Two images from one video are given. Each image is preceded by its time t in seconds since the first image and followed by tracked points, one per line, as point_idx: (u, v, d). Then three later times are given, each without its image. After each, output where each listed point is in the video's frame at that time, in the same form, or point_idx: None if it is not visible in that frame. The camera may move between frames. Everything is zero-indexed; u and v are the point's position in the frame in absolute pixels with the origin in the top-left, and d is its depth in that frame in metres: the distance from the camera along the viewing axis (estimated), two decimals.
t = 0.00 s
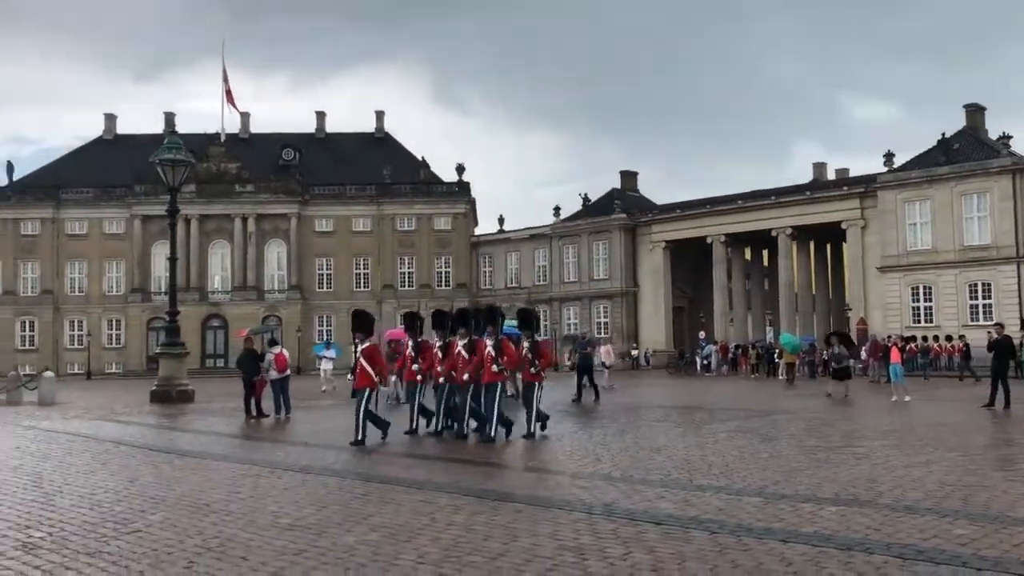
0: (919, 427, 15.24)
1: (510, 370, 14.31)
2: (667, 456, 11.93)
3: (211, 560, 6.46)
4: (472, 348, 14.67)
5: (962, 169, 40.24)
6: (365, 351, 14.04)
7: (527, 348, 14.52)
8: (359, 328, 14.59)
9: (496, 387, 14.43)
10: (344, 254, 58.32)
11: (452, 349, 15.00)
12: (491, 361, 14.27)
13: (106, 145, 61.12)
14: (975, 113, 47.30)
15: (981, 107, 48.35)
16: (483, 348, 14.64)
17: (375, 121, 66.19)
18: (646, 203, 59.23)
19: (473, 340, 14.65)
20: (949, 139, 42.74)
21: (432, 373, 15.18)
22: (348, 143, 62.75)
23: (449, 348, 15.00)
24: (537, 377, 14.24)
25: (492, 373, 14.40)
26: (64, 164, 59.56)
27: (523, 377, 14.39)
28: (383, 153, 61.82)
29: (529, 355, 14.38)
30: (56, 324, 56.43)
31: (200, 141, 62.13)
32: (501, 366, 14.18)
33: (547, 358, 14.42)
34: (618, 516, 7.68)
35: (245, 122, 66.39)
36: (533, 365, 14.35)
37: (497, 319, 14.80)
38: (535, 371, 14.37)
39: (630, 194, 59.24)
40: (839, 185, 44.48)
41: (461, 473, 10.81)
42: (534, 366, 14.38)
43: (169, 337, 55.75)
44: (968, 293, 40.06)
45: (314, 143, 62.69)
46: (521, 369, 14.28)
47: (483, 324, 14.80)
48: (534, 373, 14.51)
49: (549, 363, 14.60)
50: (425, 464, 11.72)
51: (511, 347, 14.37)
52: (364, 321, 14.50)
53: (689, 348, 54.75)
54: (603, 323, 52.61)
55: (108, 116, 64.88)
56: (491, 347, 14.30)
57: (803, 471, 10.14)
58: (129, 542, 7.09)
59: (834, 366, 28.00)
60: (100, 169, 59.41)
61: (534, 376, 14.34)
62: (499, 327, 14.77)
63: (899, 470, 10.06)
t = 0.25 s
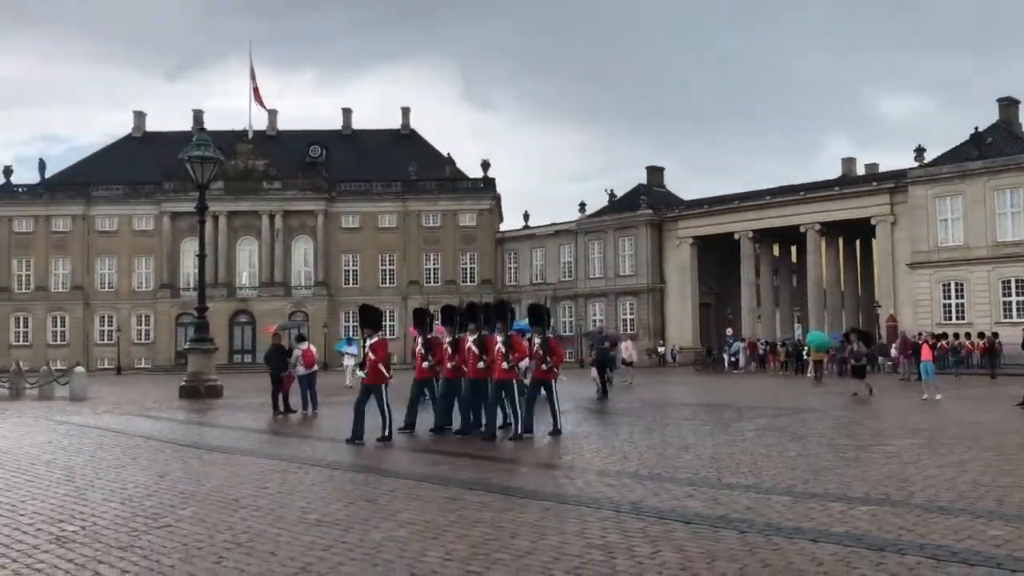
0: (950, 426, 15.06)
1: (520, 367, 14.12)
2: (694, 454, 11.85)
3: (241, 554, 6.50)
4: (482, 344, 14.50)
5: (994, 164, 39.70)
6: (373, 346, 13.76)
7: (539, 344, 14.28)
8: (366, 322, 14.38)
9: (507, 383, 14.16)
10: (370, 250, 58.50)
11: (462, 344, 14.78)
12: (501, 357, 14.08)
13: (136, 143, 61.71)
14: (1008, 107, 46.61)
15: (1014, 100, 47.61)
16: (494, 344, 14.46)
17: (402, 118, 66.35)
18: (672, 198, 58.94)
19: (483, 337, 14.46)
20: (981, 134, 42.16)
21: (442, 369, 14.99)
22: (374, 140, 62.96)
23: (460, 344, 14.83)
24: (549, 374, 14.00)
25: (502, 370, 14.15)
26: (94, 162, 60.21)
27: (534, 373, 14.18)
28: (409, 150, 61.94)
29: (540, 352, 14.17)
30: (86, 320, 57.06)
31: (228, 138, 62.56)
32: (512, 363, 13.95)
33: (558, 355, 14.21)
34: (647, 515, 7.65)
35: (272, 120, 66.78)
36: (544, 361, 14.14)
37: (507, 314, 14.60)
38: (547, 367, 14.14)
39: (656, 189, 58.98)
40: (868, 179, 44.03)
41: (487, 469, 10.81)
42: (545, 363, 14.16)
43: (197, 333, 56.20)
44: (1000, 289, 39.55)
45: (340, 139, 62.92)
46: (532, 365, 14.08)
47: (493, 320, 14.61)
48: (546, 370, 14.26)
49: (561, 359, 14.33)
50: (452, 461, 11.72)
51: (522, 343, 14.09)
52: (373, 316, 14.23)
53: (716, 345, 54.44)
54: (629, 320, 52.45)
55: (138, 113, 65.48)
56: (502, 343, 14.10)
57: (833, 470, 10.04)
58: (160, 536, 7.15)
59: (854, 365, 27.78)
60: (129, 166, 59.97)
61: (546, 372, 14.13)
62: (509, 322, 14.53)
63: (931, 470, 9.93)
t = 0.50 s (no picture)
0: (971, 422, 14.93)
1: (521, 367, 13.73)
2: (713, 452, 11.79)
3: (263, 554, 6.50)
4: (483, 344, 14.09)
5: (1014, 158, 39.36)
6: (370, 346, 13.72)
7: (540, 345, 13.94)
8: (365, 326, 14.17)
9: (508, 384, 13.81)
10: (387, 250, 58.64)
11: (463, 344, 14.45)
12: (502, 357, 13.70)
13: (153, 145, 62.06)
14: None
15: None
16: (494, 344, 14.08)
17: (417, 117, 66.41)
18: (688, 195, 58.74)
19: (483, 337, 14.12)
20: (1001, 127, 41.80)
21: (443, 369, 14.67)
22: (390, 139, 63.05)
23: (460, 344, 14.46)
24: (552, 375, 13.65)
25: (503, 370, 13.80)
26: (112, 164, 60.58)
27: (535, 374, 13.82)
28: (425, 149, 62.02)
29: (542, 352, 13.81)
30: (105, 321, 57.44)
31: (245, 139, 62.81)
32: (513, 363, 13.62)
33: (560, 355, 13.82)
34: (667, 513, 7.62)
35: (288, 120, 66.99)
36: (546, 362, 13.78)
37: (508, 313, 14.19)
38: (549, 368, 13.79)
39: (672, 186, 58.78)
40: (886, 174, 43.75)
41: (506, 467, 10.80)
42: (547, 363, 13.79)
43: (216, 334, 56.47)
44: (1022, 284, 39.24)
45: (356, 139, 63.08)
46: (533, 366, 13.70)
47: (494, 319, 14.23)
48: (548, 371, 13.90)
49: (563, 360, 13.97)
50: (470, 459, 11.70)
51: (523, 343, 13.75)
52: (371, 318, 14.19)
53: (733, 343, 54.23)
54: (646, 317, 52.32)
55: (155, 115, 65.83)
56: (502, 343, 13.73)
57: (854, 467, 9.98)
58: (181, 536, 7.17)
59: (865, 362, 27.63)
60: (147, 168, 60.30)
61: (548, 373, 13.75)
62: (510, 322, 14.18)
63: (953, 467, 9.86)
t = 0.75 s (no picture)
0: (982, 418, 14.86)
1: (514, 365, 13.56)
2: (722, 450, 11.76)
3: (272, 553, 6.51)
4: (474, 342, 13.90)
5: None
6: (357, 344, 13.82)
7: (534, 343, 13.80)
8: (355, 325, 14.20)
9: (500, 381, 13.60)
10: (395, 249, 58.68)
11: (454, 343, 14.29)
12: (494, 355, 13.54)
13: (161, 146, 62.22)
14: None
15: None
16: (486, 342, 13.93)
17: (424, 116, 66.43)
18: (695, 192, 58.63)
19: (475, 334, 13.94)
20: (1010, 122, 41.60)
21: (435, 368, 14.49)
22: (397, 139, 63.11)
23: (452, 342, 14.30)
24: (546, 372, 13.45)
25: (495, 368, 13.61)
26: (121, 165, 60.76)
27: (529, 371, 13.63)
28: (432, 148, 62.03)
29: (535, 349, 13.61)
30: (114, 322, 57.59)
31: (252, 139, 62.93)
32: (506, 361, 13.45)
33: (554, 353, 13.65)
34: (677, 511, 7.61)
35: (295, 120, 67.06)
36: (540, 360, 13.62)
37: (501, 311, 14.02)
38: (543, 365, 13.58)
39: (680, 183, 58.67)
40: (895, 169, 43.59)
41: (515, 466, 10.80)
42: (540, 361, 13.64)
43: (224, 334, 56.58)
44: None
45: (363, 139, 63.13)
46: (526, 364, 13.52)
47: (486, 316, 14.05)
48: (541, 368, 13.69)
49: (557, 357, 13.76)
50: (479, 458, 11.69)
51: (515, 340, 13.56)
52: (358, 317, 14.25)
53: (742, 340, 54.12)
54: (655, 314, 52.25)
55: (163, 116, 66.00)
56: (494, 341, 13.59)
57: (864, 464, 9.94)
58: (190, 536, 7.19)
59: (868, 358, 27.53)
60: (155, 169, 60.46)
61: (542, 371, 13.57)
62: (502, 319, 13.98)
63: (964, 463, 9.81)
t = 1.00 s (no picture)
0: (984, 416, 14.88)
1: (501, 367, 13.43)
2: (724, 448, 11.77)
3: (274, 553, 6.52)
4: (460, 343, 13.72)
5: None
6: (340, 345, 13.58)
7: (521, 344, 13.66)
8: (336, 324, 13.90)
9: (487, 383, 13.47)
10: (396, 248, 58.70)
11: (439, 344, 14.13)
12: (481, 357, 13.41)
13: (162, 145, 62.25)
14: None
15: None
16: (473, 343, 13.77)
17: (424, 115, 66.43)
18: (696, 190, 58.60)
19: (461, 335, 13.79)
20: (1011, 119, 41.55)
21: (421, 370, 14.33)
22: (398, 138, 63.11)
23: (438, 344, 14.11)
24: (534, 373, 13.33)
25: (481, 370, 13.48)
26: (122, 164, 60.79)
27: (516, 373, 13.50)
28: (433, 146, 62.03)
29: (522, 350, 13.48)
30: (116, 321, 57.61)
31: (253, 138, 62.93)
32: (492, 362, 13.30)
33: (542, 353, 13.53)
34: (679, 509, 7.61)
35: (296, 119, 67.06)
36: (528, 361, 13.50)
37: (487, 311, 13.86)
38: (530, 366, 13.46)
39: (681, 181, 58.65)
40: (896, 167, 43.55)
41: (516, 464, 10.80)
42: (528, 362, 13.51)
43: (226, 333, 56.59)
44: None
45: (364, 138, 63.15)
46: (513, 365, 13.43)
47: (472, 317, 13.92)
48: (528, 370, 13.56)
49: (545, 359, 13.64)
50: (481, 457, 11.70)
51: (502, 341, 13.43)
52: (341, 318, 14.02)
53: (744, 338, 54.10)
54: (656, 313, 52.26)
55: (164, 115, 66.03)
56: (481, 343, 13.44)
57: (866, 462, 9.94)
58: (192, 535, 7.20)
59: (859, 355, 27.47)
60: (157, 168, 60.48)
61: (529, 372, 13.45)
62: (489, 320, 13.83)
63: (965, 461, 9.81)
